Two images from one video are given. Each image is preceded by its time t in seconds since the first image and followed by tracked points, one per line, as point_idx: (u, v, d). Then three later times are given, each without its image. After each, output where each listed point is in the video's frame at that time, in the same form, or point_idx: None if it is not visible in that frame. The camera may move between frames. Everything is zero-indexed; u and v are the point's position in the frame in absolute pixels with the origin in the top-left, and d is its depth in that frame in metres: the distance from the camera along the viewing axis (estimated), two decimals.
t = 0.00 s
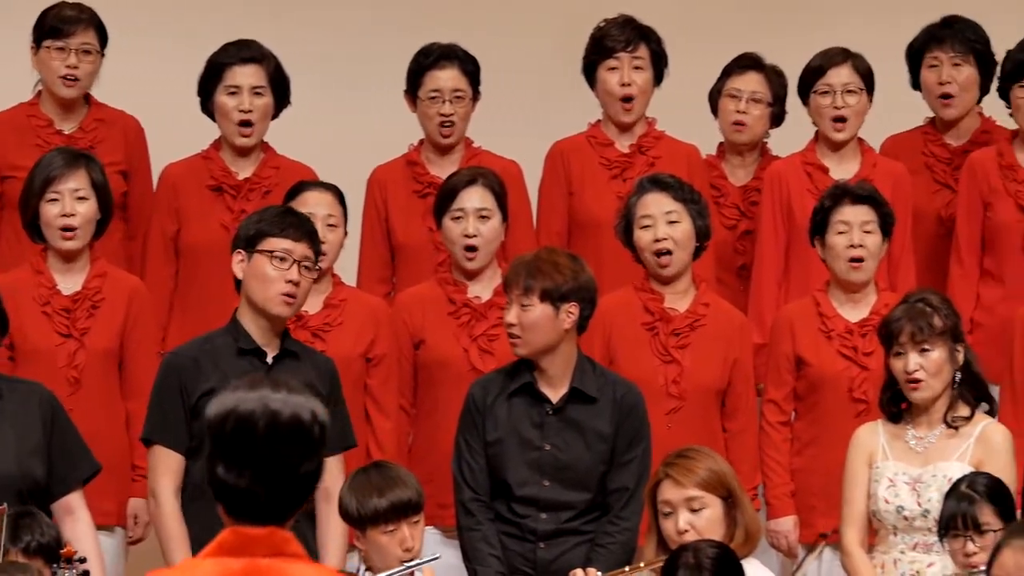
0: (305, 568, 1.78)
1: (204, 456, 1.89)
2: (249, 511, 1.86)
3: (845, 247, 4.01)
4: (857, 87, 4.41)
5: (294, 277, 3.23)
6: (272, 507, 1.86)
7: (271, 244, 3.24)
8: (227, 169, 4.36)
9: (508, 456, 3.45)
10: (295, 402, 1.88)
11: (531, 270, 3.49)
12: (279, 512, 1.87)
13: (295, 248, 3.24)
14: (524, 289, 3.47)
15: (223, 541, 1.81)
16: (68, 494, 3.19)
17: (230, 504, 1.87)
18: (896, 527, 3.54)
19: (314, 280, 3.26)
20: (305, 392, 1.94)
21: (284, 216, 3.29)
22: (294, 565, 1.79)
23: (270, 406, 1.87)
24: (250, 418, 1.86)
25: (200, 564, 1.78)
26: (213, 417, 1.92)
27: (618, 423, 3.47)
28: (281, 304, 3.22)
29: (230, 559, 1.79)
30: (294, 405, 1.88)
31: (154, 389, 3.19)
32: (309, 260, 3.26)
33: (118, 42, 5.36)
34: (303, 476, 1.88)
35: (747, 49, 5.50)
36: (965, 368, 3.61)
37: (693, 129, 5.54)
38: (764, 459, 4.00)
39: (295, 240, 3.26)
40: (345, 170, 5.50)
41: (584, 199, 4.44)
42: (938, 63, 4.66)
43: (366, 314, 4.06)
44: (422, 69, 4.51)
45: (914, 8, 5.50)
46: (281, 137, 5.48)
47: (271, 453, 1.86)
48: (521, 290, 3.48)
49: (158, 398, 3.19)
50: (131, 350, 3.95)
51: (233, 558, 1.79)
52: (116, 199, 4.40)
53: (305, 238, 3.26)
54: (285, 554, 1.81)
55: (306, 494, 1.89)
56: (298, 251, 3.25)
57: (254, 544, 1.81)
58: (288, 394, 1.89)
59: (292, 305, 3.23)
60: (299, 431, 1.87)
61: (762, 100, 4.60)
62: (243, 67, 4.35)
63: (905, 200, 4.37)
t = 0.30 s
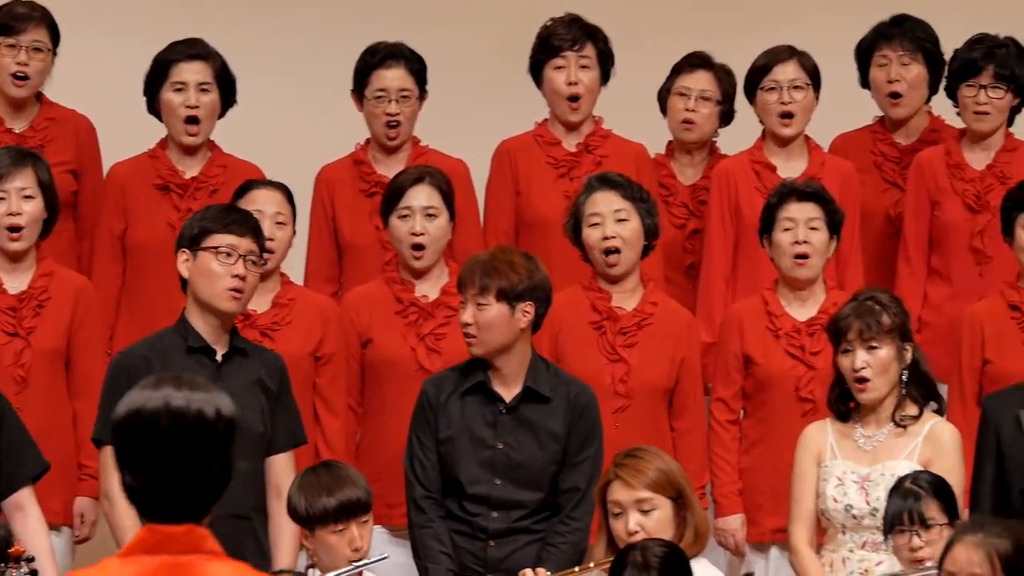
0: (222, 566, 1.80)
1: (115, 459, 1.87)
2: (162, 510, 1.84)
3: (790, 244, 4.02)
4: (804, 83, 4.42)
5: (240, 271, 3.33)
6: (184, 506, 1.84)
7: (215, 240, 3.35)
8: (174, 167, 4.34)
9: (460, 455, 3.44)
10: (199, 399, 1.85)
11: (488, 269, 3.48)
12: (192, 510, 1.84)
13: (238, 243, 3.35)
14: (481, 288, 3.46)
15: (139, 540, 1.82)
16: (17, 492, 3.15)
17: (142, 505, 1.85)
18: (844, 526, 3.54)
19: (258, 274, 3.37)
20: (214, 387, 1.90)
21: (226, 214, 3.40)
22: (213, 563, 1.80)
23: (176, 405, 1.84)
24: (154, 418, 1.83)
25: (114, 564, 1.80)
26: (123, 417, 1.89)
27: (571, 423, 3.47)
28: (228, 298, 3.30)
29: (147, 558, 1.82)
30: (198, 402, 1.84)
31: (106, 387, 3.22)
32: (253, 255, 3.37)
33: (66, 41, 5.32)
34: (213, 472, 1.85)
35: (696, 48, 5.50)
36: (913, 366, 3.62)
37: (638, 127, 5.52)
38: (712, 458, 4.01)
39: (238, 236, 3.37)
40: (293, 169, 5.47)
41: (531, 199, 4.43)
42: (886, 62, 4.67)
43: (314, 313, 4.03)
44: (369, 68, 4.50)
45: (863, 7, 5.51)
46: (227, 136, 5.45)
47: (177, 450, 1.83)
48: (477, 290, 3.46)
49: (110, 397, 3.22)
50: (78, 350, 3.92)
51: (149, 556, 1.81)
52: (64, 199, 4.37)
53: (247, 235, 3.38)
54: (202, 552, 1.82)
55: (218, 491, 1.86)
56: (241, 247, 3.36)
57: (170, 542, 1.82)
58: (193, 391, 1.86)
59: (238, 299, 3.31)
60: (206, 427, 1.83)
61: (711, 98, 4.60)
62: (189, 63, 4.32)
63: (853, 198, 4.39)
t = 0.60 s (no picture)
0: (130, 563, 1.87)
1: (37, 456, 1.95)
2: (76, 503, 1.93)
3: (738, 242, 4.02)
4: (754, 81, 4.42)
5: (182, 271, 3.36)
6: (99, 501, 1.93)
7: (157, 240, 3.38)
8: (121, 166, 4.31)
9: (413, 454, 3.42)
10: (118, 399, 1.95)
11: (445, 268, 3.46)
12: (108, 506, 1.93)
13: (180, 242, 3.38)
14: (438, 288, 3.44)
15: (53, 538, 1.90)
16: None
17: (59, 497, 1.93)
18: (794, 525, 3.53)
19: (202, 273, 3.39)
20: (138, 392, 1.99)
21: (170, 212, 3.43)
22: (122, 561, 1.87)
23: (93, 405, 1.94)
24: (72, 417, 1.93)
25: (29, 563, 1.87)
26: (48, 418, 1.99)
27: (525, 422, 3.46)
28: (172, 298, 3.35)
29: (58, 556, 1.88)
30: (116, 403, 1.94)
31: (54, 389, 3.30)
32: (196, 253, 3.39)
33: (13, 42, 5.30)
34: (131, 472, 1.93)
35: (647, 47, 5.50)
36: (864, 365, 3.63)
37: (586, 125, 5.51)
38: (661, 455, 4.02)
39: (181, 234, 3.40)
40: (242, 168, 5.44)
41: (479, 197, 4.43)
42: (834, 62, 4.69)
43: (263, 313, 4.02)
44: (316, 67, 4.47)
45: (813, 6, 5.52)
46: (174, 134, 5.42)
47: (95, 445, 1.92)
48: (434, 290, 3.44)
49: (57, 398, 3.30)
50: (27, 349, 3.88)
51: (61, 556, 1.88)
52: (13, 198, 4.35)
53: (189, 233, 3.40)
54: (114, 549, 1.89)
55: (136, 488, 1.94)
56: (183, 246, 3.39)
57: (82, 540, 1.90)
58: (112, 392, 1.96)
59: (181, 298, 3.36)
60: (123, 425, 1.93)
61: (660, 97, 4.60)
62: (136, 64, 4.29)
63: (802, 196, 4.40)
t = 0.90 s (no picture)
0: (42, 557, 1.88)
1: None
2: None
3: (689, 241, 4.03)
4: (706, 79, 4.43)
5: (124, 273, 3.35)
6: (21, 491, 1.98)
7: (100, 243, 3.37)
8: (69, 165, 4.27)
9: (362, 452, 3.41)
10: (39, 400, 2.01)
11: (397, 267, 3.46)
12: (30, 499, 1.98)
13: (122, 245, 3.37)
14: (390, 285, 3.44)
15: None
16: None
17: None
18: (745, 524, 3.54)
19: (145, 275, 3.38)
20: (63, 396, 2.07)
21: (114, 211, 3.43)
22: (34, 553, 1.88)
23: (14, 404, 2.00)
24: None
25: None
26: None
27: (475, 422, 3.45)
28: (114, 300, 3.34)
29: None
30: (37, 403, 2.01)
31: None
32: (139, 255, 3.38)
33: None
34: (52, 468, 1.99)
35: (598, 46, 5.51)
36: (815, 363, 3.66)
37: (537, 124, 5.52)
38: (611, 454, 4.02)
39: (124, 236, 3.39)
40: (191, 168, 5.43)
41: (427, 197, 4.42)
42: (782, 61, 4.70)
43: (213, 310, 4.00)
44: (264, 66, 4.45)
45: (763, 5, 5.53)
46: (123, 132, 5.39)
47: (14, 441, 1.98)
48: (386, 288, 3.44)
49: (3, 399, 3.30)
50: None
51: None
52: None
53: (131, 234, 3.39)
54: (28, 542, 1.90)
55: (57, 483, 2.00)
56: (126, 247, 3.38)
57: None
58: (33, 392, 2.02)
59: (123, 300, 3.35)
60: (44, 423, 2.00)
61: (611, 96, 4.61)
62: (84, 63, 4.26)
63: (752, 195, 4.40)
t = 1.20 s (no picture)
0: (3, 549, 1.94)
1: None
2: None
3: (643, 243, 4.03)
4: (660, 80, 4.43)
5: (69, 274, 3.34)
6: None
7: (44, 244, 3.36)
8: (20, 164, 4.25)
9: (312, 451, 3.40)
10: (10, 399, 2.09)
11: (352, 265, 3.45)
12: None
13: (67, 245, 3.35)
14: (347, 283, 3.43)
15: None
16: None
17: None
18: (698, 522, 3.55)
19: (91, 275, 3.37)
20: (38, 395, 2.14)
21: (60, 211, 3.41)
22: None
23: None
24: None
25: None
26: None
27: (425, 421, 3.45)
28: (59, 302, 3.33)
29: None
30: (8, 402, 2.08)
31: None
32: (84, 255, 3.36)
33: None
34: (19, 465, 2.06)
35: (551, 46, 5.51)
36: (768, 362, 3.67)
37: (490, 125, 5.53)
38: (564, 453, 4.02)
39: (68, 236, 3.37)
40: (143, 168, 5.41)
41: (380, 197, 4.41)
42: (734, 60, 4.71)
43: (165, 310, 3.97)
44: (216, 66, 4.42)
45: (715, 4, 5.53)
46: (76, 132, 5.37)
47: None
48: (343, 286, 3.43)
49: None
50: None
51: None
52: None
53: (76, 234, 3.37)
54: None
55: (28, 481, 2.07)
56: (70, 248, 3.36)
57: None
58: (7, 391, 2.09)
59: (68, 302, 3.33)
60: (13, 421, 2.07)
61: (563, 97, 4.61)
62: (34, 62, 4.24)
63: (707, 193, 4.41)
